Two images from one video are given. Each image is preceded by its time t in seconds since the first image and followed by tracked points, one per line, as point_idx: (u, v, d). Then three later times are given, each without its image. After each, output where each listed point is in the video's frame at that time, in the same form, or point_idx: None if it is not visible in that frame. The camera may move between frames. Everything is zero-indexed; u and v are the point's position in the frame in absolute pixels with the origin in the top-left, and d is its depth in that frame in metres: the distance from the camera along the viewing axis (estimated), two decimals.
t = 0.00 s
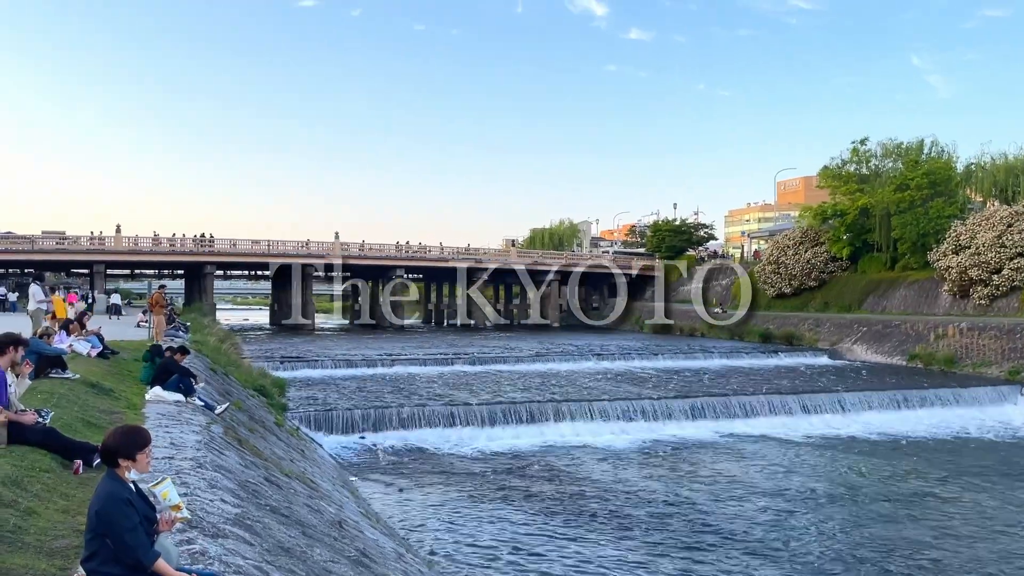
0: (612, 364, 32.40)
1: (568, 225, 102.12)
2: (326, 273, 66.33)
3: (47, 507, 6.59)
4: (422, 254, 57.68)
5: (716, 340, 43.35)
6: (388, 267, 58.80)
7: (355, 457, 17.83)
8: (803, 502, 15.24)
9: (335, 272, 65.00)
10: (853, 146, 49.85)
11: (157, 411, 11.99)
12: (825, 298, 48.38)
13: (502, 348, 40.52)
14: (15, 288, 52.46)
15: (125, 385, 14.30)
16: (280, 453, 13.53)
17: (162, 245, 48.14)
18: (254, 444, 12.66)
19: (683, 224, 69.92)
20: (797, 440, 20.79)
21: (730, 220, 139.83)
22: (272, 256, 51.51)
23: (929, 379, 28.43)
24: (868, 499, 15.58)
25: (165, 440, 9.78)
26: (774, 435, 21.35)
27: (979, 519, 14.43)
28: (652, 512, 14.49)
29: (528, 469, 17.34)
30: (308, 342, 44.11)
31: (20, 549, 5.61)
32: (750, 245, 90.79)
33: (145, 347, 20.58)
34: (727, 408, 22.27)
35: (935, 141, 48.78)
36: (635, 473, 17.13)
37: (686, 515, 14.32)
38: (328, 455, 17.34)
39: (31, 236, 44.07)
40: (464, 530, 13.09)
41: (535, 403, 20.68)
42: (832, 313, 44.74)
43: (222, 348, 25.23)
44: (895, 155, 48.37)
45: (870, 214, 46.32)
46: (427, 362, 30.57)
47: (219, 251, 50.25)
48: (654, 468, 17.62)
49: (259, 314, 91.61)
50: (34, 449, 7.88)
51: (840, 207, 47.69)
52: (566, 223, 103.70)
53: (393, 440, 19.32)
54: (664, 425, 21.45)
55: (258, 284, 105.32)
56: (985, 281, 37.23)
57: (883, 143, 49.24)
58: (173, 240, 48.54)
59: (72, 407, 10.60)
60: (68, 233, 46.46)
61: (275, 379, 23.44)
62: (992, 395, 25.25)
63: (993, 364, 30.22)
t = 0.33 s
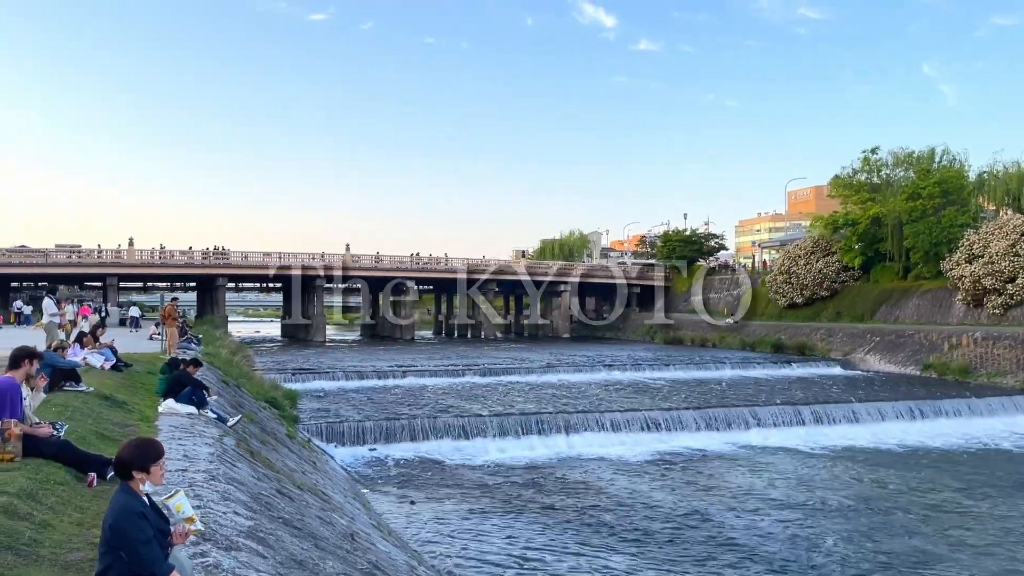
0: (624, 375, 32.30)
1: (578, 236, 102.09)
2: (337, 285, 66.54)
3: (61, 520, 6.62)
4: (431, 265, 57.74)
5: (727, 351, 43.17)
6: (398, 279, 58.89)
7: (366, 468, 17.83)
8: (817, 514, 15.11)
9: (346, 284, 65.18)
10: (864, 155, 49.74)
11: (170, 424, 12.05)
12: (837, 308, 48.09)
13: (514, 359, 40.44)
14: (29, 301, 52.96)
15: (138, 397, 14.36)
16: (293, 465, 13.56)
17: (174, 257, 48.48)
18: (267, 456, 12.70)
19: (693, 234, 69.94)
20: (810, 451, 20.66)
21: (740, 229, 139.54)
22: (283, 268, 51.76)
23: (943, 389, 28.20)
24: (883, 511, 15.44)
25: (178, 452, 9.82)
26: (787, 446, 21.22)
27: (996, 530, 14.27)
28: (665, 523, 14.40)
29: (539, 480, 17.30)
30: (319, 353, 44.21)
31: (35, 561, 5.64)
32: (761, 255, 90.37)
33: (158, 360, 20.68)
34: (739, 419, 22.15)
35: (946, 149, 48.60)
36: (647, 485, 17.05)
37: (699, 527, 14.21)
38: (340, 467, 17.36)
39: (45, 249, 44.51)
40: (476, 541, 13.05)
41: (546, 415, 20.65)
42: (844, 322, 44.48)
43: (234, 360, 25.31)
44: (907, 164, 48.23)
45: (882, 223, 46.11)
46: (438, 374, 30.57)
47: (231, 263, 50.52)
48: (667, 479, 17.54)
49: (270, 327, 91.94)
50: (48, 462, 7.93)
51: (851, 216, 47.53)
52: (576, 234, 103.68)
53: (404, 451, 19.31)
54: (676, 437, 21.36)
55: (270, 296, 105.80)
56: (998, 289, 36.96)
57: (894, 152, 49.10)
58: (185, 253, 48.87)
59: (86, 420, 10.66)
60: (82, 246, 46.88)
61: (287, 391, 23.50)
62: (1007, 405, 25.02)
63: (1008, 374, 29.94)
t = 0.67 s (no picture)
0: (639, 388, 32.14)
1: (592, 249, 101.99)
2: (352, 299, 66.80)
3: (80, 534, 6.67)
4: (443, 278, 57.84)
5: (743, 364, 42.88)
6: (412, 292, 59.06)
7: (381, 483, 17.83)
8: (837, 529, 14.95)
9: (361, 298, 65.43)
10: (879, 167, 49.48)
11: (186, 438, 12.11)
12: (854, 320, 47.68)
13: (528, 372, 40.37)
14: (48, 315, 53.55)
15: (156, 412, 14.44)
16: (308, 479, 13.59)
17: (191, 271, 48.86)
18: (282, 470, 12.73)
19: (708, 246, 69.93)
20: (828, 465, 20.46)
21: (756, 241, 139.03)
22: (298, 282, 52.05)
23: (963, 402, 27.86)
24: (902, 525, 15.27)
25: (195, 467, 9.87)
26: (804, 460, 21.03)
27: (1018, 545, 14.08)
28: (682, 538, 14.29)
29: (554, 495, 17.23)
30: (334, 367, 44.30)
31: None
32: (777, 266, 89.89)
33: (175, 374, 20.80)
34: (755, 432, 21.98)
35: (963, 160, 48.28)
36: (664, 499, 16.94)
37: (716, 542, 14.10)
38: (355, 480, 17.37)
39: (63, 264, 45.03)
40: (491, 556, 13.00)
41: (561, 428, 20.59)
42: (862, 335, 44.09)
43: (249, 374, 25.43)
44: (923, 175, 47.93)
45: (898, 235, 45.84)
46: (453, 387, 30.55)
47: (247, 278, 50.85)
48: (683, 493, 17.41)
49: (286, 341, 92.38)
50: (67, 477, 8.00)
51: (868, 227, 47.26)
52: (590, 246, 103.63)
53: (419, 466, 19.30)
54: (692, 450, 21.22)
55: (285, 311, 106.41)
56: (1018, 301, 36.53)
57: (910, 163, 48.83)
58: (202, 267, 49.26)
59: (104, 434, 10.76)
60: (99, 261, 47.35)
61: (302, 405, 23.55)
62: None
63: None
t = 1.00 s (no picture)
0: (657, 403, 31.95)
1: (608, 262, 101.82)
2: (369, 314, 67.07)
3: (100, 550, 6.72)
4: (459, 292, 58.00)
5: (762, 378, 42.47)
6: (429, 307, 59.19)
7: (399, 498, 17.81)
8: (859, 546, 14.74)
9: (378, 312, 65.67)
10: (898, 179, 49.13)
11: (205, 453, 12.17)
12: (874, 333, 47.20)
13: (545, 386, 40.24)
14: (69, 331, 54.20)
15: (175, 428, 14.54)
16: (325, 494, 13.61)
17: (210, 287, 49.30)
18: (300, 485, 12.76)
19: (725, 259, 68.38)
20: (849, 480, 20.23)
21: (773, 254, 138.35)
22: (316, 297, 52.35)
23: (986, 416, 27.47)
24: (925, 542, 15.06)
25: (213, 482, 9.92)
26: (824, 475, 20.80)
27: None
28: (701, 555, 14.16)
29: (574, 511, 17.11)
30: (351, 382, 44.42)
31: None
32: (796, 280, 89.35)
33: (194, 390, 20.95)
34: (775, 447, 21.78)
35: (983, 171, 47.86)
36: (683, 515, 16.80)
37: (735, 559, 13.96)
38: (372, 496, 17.38)
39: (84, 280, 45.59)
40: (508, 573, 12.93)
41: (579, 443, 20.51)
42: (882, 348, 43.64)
43: (268, 390, 25.57)
44: (942, 187, 47.54)
45: (918, 247, 45.49)
46: (470, 402, 30.52)
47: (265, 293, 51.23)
48: (702, 509, 17.26)
49: (303, 356, 92.75)
50: (88, 492, 8.06)
51: (887, 240, 46.93)
52: (606, 260, 103.36)
53: (435, 481, 19.27)
54: (711, 466, 21.05)
55: (303, 327, 106.95)
56: None
57: (929, 175, 48.47)
58: (221, 283, 49.69)
59: (124, 450, 10.85)
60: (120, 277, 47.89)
61: (320, 419, 23.61)
62: None
63: None
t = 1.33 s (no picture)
0: (675, 417, 31.74)
1: (624, 276, 101.60)
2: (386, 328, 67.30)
3: (119, 566, 6.75)
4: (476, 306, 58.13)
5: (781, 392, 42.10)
6: (445, 321, 59.26)
7: (416, 513, 17.80)
8: (882, 563, 14.52)
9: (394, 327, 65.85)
10: (916, 191, 48.80)
11: (223, 469, 12.22)
12: (895, 346, 46.68)
13: (562, 401, 40.12)
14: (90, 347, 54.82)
15: (193, 443, 14.62)
16: (343, 510, 13.63)
17: (228, 303, 49.73)
18: (317, 501, 12.77)
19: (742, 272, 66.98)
20: (870, 496, 19.96)
21: (791, 267, 137.43)
22: (332, 311, 52.63)
23: (1010, 430, 27.03)
24: (948, 559, 14.83)
25: (231, 498, 9.94)
26: (845, 491, 20.54)
27: None
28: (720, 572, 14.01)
29: (592, 526, 17.00)
30: (367, 397, 44.52)
31: None
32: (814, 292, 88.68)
33: (211, 405, 21.08)
34: (795, 461, 21.56)
35: (1003, 183, 47.39)
36: (701, 531, 16.65)
37: None
38: (389, 511, 17.37)
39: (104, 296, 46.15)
40: None
41: (596, 458, 20.41)
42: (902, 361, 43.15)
43: (285, 405, 25.70)
44: (962, 199, 47.09)
45: (938, 259, 45.07)
46: (486, 417, 30.48)
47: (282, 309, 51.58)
48: (722, 526, 17.09)
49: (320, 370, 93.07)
50: (107, 508, 8.11)
51: (906, 252, 46.54)
52: (622, 273, 103.16)
53: (452, 496, 19.23)
54: (731, 481, 20.86)
55: (321, 341, 107.54)
56: None
57: (948, 187, 48.06)
58: (239, 299, 50.11)
59: (143, 465, 10.91)
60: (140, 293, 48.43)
61: (336, 434, 23.65)
62: None
63: None
